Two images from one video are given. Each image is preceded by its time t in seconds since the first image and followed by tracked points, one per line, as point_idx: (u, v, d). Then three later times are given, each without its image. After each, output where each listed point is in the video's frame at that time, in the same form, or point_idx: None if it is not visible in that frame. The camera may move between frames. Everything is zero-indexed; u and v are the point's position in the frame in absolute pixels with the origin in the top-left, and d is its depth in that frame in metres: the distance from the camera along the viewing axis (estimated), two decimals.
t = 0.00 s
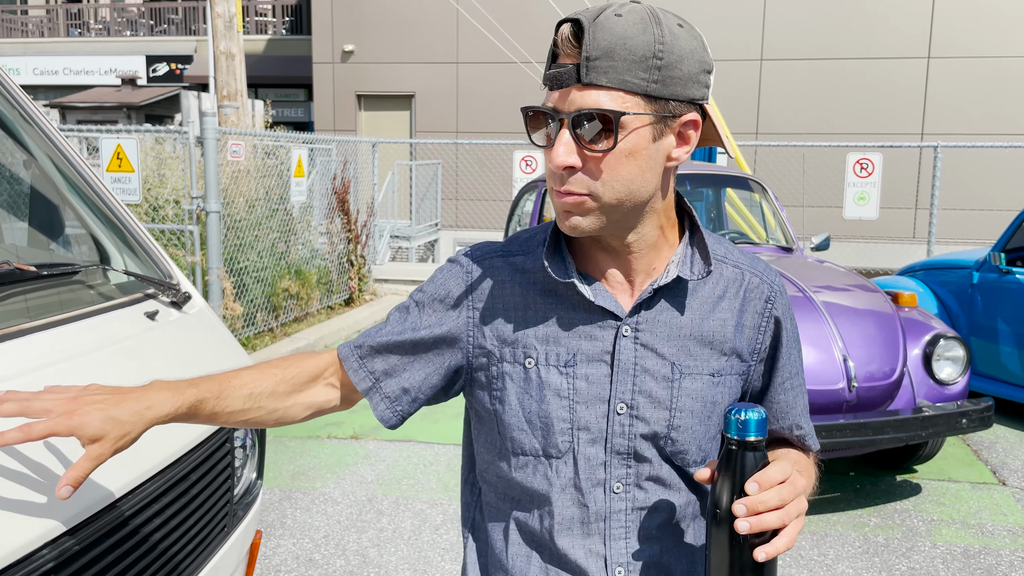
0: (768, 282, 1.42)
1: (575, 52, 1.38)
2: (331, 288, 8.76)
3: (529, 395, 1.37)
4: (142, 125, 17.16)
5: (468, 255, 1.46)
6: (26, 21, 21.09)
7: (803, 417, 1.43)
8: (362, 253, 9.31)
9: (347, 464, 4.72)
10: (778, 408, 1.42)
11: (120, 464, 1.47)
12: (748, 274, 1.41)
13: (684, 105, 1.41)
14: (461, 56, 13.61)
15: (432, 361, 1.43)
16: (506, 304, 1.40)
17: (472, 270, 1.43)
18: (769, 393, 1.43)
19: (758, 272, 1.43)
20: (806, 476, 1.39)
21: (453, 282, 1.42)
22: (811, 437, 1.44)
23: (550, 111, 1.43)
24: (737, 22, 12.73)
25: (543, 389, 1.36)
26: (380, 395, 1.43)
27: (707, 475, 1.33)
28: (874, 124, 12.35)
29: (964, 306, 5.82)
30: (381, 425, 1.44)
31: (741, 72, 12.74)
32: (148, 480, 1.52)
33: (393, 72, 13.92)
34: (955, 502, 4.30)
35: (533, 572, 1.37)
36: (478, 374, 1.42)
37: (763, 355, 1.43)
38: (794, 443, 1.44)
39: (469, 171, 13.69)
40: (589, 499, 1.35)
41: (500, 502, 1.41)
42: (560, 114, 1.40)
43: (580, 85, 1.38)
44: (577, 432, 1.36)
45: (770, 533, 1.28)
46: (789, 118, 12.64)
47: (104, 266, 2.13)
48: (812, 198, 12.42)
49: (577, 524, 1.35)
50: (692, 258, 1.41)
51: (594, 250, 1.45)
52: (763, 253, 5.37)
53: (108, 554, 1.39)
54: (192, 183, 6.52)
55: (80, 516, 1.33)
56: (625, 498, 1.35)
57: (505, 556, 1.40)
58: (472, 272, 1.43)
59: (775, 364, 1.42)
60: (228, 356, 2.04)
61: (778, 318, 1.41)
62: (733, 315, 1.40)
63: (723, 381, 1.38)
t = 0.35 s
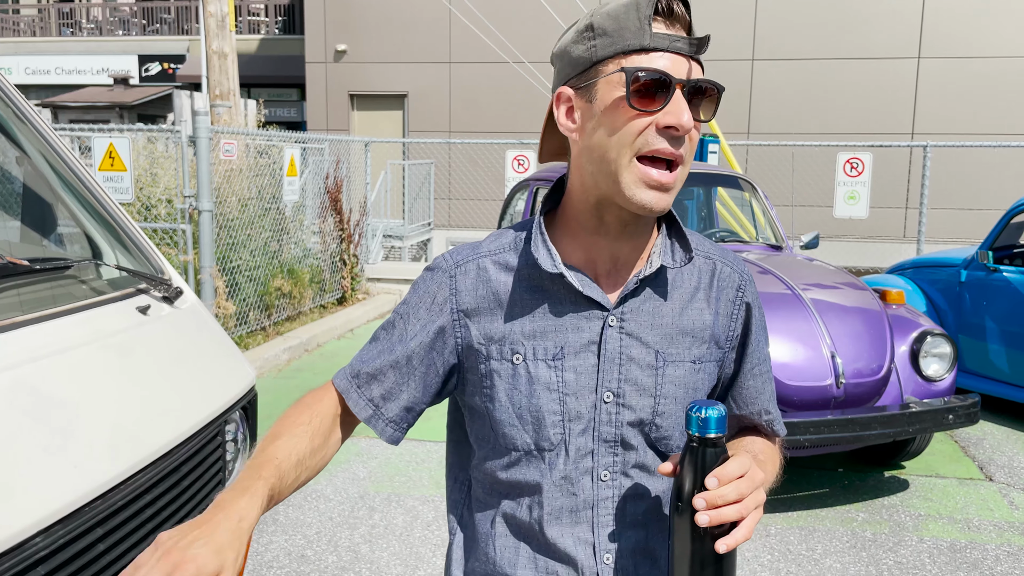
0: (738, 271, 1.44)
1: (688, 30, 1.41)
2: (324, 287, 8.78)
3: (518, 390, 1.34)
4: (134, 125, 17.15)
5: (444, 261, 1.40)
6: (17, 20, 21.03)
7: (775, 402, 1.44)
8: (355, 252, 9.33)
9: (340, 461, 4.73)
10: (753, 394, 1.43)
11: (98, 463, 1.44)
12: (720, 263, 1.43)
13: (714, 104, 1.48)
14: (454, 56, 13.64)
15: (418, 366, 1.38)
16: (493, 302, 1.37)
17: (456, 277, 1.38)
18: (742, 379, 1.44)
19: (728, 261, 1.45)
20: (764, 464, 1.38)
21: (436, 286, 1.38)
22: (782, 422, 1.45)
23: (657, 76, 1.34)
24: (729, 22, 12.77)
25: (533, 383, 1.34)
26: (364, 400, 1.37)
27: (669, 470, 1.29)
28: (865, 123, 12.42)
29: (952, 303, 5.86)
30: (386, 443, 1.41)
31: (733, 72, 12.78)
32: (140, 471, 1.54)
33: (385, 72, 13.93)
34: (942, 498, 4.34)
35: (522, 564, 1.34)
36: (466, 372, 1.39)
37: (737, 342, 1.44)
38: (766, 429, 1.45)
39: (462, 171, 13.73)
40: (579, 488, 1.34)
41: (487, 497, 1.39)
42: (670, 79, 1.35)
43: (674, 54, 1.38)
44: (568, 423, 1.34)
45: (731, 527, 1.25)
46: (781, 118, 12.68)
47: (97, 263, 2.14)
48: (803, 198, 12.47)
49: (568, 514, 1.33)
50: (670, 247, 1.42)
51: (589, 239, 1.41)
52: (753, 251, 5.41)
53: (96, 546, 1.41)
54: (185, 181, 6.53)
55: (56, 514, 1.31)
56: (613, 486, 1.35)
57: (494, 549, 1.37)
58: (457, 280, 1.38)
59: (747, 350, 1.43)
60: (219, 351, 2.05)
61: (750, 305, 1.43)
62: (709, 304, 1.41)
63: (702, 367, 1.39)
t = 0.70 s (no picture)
0: (690, 274, 1.49)
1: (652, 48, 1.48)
2: (319, 288, 8.82)
3: (488, 392, 1.36)
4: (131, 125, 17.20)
5: (413, 270, 1.42)
6: (15, 20, 21.06)
7: (735, 400, 1.48)
8: (350, 253, 9.36)
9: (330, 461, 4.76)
10: (712, 391, 1.47)
11: (74, 462, 1.47)
12: (674, 266, 1.48)
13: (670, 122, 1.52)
14: (449, 57, 13.67)
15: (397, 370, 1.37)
16: (461, 306, 1.40)
17: (428, 284, 1.40)
18: (702, 378, 1.47)
19: (679, 264, 1.49)
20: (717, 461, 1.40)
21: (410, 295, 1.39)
22: (746, 419, 1.49)
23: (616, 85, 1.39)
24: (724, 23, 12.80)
25: (501, 385, 1.36)
26: (344, 407, 1.35)
27: (606, 478, 1.30)
28: (860, 124, 12.46)
29: (941, 305, 5.90)
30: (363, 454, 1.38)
31: (727, 74, 12.82)
32: (118, 471, 1.57)
33: (381, 73, 13.97)
34: (927, 497, 4.38)
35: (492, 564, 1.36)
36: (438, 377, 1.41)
37: (693, 342, 1.47)
38: (726, 427, 1.48)
39: (458, 171, 13.76)
40: (546, 486, 1.36)
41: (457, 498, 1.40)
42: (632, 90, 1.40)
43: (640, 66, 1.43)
44: (537, 422, 1.36)
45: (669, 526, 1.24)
46: (776, 119, 12.72)
47: (81, 266, 2.18)
48: (797, 198, 12.51)
49: (536, 510, 1.36)
50: (628, 252, 1.47)
51: (551, 242, 1.45)
52: (742, 253, 5.45)
53: (75, 543, 1.45)
54: (178, 183, 6.56)
55: (30, 515, 1.33)
56: (579, 483, 1.38)
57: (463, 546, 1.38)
58: (428, 286, 1.40)
59: (706, 349, 1.47)
60: (201, 354, 2.09)
61: (703, 305, 1.47)
62: (667, 306, 1.45)
63: (662, 365, 1.43)
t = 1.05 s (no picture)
0: (653, 281, 1.53)
1: (586, 58, 1.49)
2: (318, 288, 8.88)
3: (454, 394, 1.42)
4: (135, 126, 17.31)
5: (386, 276, 1.47)
6: (19, 21, 21.16)
7: (692, 406, 1.51)
8: (349, 254, 9.42)
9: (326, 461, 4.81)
10: (671, 396, 1.51)
11: (57, 463, 1.52)
12: (635, 274, 1.52)
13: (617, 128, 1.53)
14: (451, 58, 13.72)
15: (381, 374, 1.41)
16: (431, 311, 1.45)
17: (400, 289, 1.45)
18: (662, 385, 1.51)
19: (642, 271, 1.53)
20: (673, 460, 1.43)
21: (385, 301, 1.44)
22: (704, 426, 1.52)
23: (542, 98, 1.45)
24: (724, 24, 12.82)
25: (467, 387, 1.41)
26: (337, 407, 1.38)
27: (553, 450, 1.35)
28: (860, 126, 12.48)
29: (934, 306, 5.91)
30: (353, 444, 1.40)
31: (727, 75, 12.85)
32: (100, 472, 1.62)
33: (383, 74, 14.02)
34: (916, 498, 4.42)
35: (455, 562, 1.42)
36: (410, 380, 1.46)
37: (657, 346, 1.51)
38: (685, 433, 1.51)
39: (459, 172, 13.82)
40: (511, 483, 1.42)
41: (426, 497, 1.46)
42: (556, 103, 1.45)
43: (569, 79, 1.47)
44: (501, 423, 1.42)
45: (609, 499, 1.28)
46: (776, 120, 12.74)
47: (70, 271, 2.23)
48: (798, 200, 12.53)
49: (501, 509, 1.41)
50: (590, 258, 1.51)
51: (510, 250, 1.50)
52: (735, 256, 5.49)
53: (58, 542, 1.50)
54: (178, 184, 6.61)
55: (13, 515, 1.39)
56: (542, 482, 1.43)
57: (429, 538, 1.45)
58: (401, 291, 1.45)
59: (666, 355, 1.51)
60: (187, 357, 2.14)
61: (667, 312, 1.51)
62: (629, 312, 1.49)
63: (624, 369, 1.47)
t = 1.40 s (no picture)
0: (633, 284, 1.56)
1: (568, 71, 1.53)
2: (327, 288, 8.94)
3: (436, 394, 1.46)
4: (149, 127, 17.45)
5: (371, 279, 1.50)
6: (35, 22, 21.36)
7: (669, 407, 1.55)
8: (357, 255, 9.49)
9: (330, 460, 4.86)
10: (647, 397, 1.55)
11: (52, 461, 1.56)
12: (615, 277, 1.55)
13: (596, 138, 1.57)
14: (461, 59, 13.77)
15: (365, 373, 1.45)
16: (415, 313, 1.48)
17: (384, 291, 1.49)
18: (638, 386, 1.55)
19: (622, 275, 1.57)
20: (648, 455, 1.47)
21: (370, 303, 1.47)
22: (681, 426, 1.55)
23: (526, 110, 1.47)
24: (734, 24, 12.80)
25: (449, 388, 1.45)
26: (323, 404, 1.41)
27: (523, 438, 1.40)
28: (871, 127, 12.44)
29: (940, 309, 5.90)
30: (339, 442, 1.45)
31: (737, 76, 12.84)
32: (96, 469, 1.66)
33: (394, 75, 14.09)
34: (918, 501, 4.42)
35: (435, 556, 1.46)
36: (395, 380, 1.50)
37: (636, 348, 1.55)
38: (661, 432, 1.55)
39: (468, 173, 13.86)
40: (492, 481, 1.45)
41: (406, 495, 1.49)
42: (542, 115, 1.47)
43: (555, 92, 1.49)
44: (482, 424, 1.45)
45: (573, 482, 1.32)
46: (786, 121, 12.72)
47: (70, 272, 2.28)
48: (808, 201, 12.50)
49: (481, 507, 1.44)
50: (570, 261, 1.54)
51: (490, 255, 1.54)
52: (739, 257, 5.50)
53: (52, 537, 1.54)
54: (188, 185, 6.68)
55: (7, 510, 1.43)
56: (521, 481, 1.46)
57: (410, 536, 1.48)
58: (385, 293, 1.49)
59: (644, 355, 1.54)
60: (184, 357, 2.18)
61: (646, 314, 1.55)
62: (608, 314, 1.52)
63: (605, 371, 1.50)
